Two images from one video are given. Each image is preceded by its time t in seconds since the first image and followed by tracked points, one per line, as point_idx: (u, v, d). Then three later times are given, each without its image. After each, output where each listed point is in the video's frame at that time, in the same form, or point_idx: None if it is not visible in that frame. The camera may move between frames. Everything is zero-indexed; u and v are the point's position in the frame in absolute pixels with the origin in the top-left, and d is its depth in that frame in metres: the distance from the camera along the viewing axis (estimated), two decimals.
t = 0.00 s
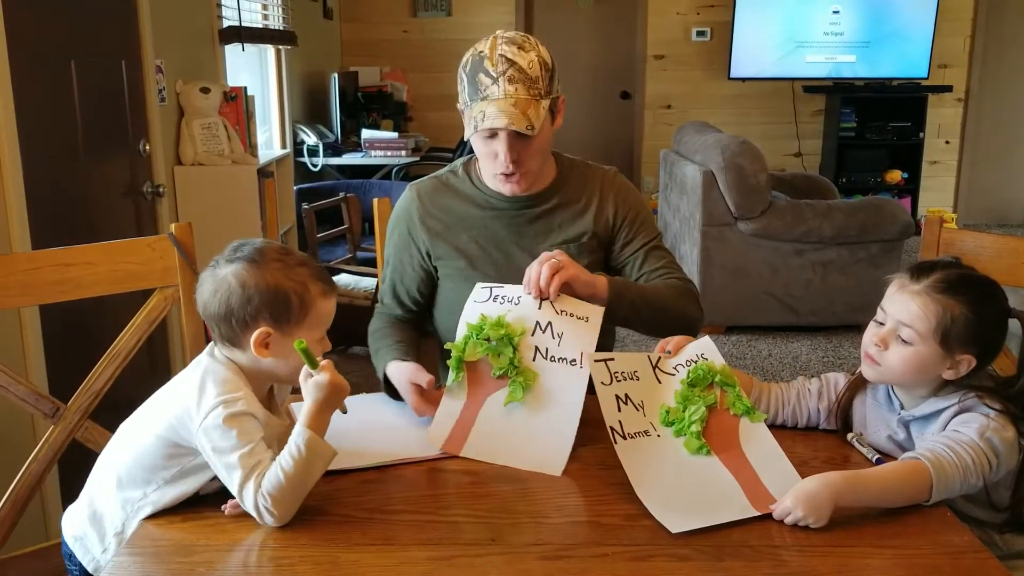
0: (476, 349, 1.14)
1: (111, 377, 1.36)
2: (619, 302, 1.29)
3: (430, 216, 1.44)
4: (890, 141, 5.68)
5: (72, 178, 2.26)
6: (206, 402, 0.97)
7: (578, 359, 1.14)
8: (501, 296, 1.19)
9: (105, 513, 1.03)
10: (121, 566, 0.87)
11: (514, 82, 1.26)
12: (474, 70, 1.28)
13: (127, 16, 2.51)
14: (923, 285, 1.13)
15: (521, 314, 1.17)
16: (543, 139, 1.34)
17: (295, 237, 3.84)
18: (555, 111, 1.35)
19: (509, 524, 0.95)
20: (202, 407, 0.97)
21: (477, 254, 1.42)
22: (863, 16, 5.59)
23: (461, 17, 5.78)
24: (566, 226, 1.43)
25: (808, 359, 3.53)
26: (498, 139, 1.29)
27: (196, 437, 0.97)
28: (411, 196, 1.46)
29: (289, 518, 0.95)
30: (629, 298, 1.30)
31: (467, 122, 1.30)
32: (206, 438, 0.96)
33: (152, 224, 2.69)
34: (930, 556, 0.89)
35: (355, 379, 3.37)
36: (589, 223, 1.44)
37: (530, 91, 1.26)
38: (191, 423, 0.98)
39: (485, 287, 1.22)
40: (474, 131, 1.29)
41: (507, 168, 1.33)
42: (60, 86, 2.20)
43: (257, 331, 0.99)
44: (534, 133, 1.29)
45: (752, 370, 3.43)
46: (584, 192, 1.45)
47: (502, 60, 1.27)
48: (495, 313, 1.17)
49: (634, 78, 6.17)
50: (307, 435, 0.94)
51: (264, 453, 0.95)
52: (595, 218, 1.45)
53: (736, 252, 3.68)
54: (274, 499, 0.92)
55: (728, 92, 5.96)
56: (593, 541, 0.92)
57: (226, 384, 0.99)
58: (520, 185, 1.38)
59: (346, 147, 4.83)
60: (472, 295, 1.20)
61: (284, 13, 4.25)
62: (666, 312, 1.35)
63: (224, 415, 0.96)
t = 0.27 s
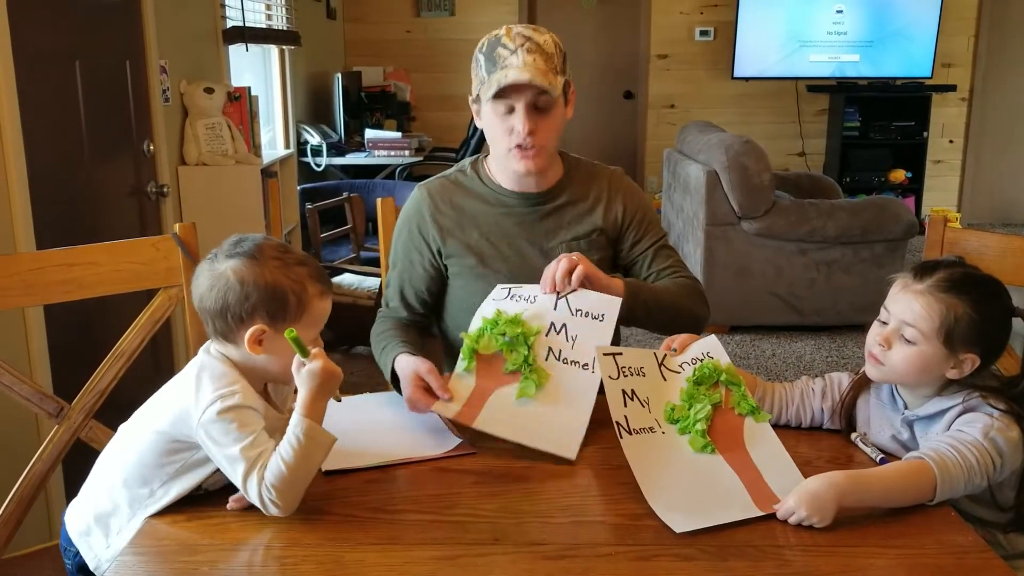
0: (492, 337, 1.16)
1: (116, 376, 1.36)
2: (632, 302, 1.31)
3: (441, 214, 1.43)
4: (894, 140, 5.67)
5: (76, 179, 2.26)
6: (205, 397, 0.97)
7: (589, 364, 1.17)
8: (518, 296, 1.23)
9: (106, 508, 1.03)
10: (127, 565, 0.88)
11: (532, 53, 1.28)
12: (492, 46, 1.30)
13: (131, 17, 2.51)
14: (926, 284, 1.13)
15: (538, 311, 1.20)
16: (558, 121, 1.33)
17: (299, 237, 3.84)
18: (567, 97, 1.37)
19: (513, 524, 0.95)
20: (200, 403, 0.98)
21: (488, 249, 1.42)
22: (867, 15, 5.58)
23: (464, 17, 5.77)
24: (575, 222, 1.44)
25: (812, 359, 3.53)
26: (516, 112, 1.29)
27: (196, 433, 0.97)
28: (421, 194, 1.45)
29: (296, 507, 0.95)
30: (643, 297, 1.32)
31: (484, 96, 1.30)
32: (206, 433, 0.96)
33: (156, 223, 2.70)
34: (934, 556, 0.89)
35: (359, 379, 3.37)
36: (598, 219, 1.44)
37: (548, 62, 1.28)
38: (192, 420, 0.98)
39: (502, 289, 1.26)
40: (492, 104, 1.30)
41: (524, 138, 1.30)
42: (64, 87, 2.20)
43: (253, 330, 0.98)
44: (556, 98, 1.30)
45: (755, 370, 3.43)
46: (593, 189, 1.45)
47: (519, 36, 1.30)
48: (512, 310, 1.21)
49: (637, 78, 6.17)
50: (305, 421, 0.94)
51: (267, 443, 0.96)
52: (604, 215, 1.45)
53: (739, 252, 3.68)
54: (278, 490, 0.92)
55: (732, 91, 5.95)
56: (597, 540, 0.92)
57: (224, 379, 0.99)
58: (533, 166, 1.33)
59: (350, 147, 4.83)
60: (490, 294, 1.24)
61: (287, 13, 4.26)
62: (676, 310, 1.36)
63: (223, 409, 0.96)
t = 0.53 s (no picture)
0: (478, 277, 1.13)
1: (116, 376, 1.36)
2: (632, 270, 1.25)
3: (446, 209, 1.43)
4: (895, 140, 5.66)
5: (77, 179, 2.26)
6: (213, 391, 0.98)
7: (573, 290, 1.07)
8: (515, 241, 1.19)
9: (108, 503, 1.03)
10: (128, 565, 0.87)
11: (541, 36, 1.31)
12: (501, 31, 1.33)
13: (132, 17, 2.51)
14: (914, 279, 1.13)
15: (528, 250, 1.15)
16: (564, 108, 1.34)
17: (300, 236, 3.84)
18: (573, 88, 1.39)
19: (513, 524, 0.95)
20: (208, 397, 0.98)
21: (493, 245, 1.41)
22: (868, 16, 5.58)
23: (466, 17, 5.78)
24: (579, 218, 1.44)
25: (813, 359, 3.53)
26: (522, 90, 1.32)
27: (205, 428, 0.97)
28: (427, 190, 1.45)
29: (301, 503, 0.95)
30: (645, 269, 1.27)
31: (493, 78, 1.34)
32: (215, 428, 0.96)
33: (157, 223, 2.70)
34: (936, 555, 0.89)
35: (360, 379, 3.37)
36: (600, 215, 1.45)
37: (556, 44, 1.31)
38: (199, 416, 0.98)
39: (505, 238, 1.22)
40: (499, 83, 1.33)
41: (531, 113, 1.30)
42: (66, 87, 2.20)
43: (251, 324, 0.99)
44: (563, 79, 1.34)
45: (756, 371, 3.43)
46: (595, 187, 1.46)
47: (528, 22, 1.33)
48: (505, 252, 1.16)
49: (638, 78, 6.17)
50: (312, 415, 0.94)
51: (274, 437, 0.96)
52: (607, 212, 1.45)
53: (740, 252, 3.68)
54: (285, 482, 0.92)
55: (733, 91, 5.95)
56: (598, 540, 0.92)
57: (232, 373, 0.99)
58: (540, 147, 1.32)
59: (351, 147, 4.83)
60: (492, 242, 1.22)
61: (288, 13, 4.26)
62: (678, 294, 1.32)
63: (232, 404, 0.96)
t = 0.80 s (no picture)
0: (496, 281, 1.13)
1: (117, 377, 1.36)
2: (646, 263, 1.23)
3: (452, 213, 1.43)
4: (897, 140, 5.66)
5: (79, 180, 2.27)
6: (219, 389, 0.98)
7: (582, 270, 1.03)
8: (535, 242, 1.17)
9: (113, 500, 1.03)
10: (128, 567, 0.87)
11: (543, 39, 1.31)
12: (502, 35, 1.34)
13: (134, 18, 2.52)
14: (910, 278, 1.13)
15: (545, 247, 1.13)
16: (566, 109, 1.34)
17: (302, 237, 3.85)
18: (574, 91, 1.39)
19: (515, 523, 0.95)
20: (214, 394, 0.98)
21: (501, 248, 1.41)
22: (869, 15, 5.58)
23: (467, 17, 5.78)
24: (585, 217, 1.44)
25: (815, 359, 3.53)
26: (526, 94, 1.32)
27: (213, 426, 0.98)
28: (433, 193, 1.45)
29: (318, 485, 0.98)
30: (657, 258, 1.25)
31: (496, 82, 1.34)
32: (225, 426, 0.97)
33: (160, 223, 2.70)
34: (938, 556, 0.89)
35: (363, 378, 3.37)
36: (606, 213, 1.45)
37: (558, 46, 1.32)
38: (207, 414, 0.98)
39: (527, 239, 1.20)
40: (503, 87, 1.33)
41: (536, 116, 1.30)
42: (67, 87, 2.20)
43: (231, 320, 0.98)
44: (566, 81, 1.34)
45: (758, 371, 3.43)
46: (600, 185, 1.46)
47: (529, 25, 1.34)
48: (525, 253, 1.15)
49: (639, 78, 6.17)
50: (320, 400, 0.95)
51: (283, 426, 0.97)
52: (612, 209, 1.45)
53: (741, 251, 3.68)
54: (302, 468, 0.95)
55: (735, 91, 5.95)
56: (599, 540, 0.92)
57: (237, 368, 1.00)
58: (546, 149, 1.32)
59: (352, 147, 4.84)
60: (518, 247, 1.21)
61: (289, 13, 4.26)
62: (689, 285, 1.31)
63: (241, 402, 0.97)
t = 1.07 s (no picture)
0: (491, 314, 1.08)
1: (120, 378, 1.36)
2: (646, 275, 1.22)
3: (455, 214, 1.44)
4: (898, 141, 5.66)
5: (81, 182, 2.27)
6: (206, 382, 0.98)
7: (573, 346, 0.96)
8: (535, 272, 1.08)
9: (112, 499, 1.03)
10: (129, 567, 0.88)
11: (534, 55, 1.27)
12: (496, 49, 1.30)
13: (136, 19, 2.52)
14: (911, 279, 1.13)
15: (542, 290, 1.05)
16: (562, 121, 1.33)
17: (304, 237, 3.86)
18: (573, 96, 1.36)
19: (517, 524, 0.95)
20: (200, 388, 0.98)
21: (506, 251, 1.42)
22: (870, 16, 5.58)
23: (468, 17, 5.78)
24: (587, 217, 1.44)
25: (817, 360, 3.53)
26: (519, 115, 1.30)
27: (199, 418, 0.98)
28: (437, 196, 1.46)
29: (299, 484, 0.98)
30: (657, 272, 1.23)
31: (489, 99, 1.31)
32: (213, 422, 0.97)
33: (162, 224, 2.71)
34: (940, 556, 0.89)
35: (365, 379, 3.37)
36: (607, 211, 1.45)
37: (550, 64, 1.27)
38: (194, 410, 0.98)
39: (526, 254, 1.11)
40: (496, 106, 1.31)
41: (527, 140, 1.30)
42: (69, 89, 2.21)
43: (217, 312, 0.99)
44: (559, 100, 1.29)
45: (760, 371, 3.43)
46: (602, 185, 1.46)
47: (523, 38, 1.29)
48: (523, 289, 1.07)
49: (641, 79, 6.17)
50: (309, 391, 0.95)
51: (266, 420, 0.97)
52: (614, 207, 1.46)
53: (743, 252, 3.68)
54: (282, 460, 0.94)
55: (736, 91, 5.95)
56: (600, 540, 0.92)
57: (223, 362, 1.00)
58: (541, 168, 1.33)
59: (354, 148, 4.84)
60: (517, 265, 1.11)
61: (291, 14, 4.26)
62: (689, 289, 1.29)
63: (229, 397, 0.97)
